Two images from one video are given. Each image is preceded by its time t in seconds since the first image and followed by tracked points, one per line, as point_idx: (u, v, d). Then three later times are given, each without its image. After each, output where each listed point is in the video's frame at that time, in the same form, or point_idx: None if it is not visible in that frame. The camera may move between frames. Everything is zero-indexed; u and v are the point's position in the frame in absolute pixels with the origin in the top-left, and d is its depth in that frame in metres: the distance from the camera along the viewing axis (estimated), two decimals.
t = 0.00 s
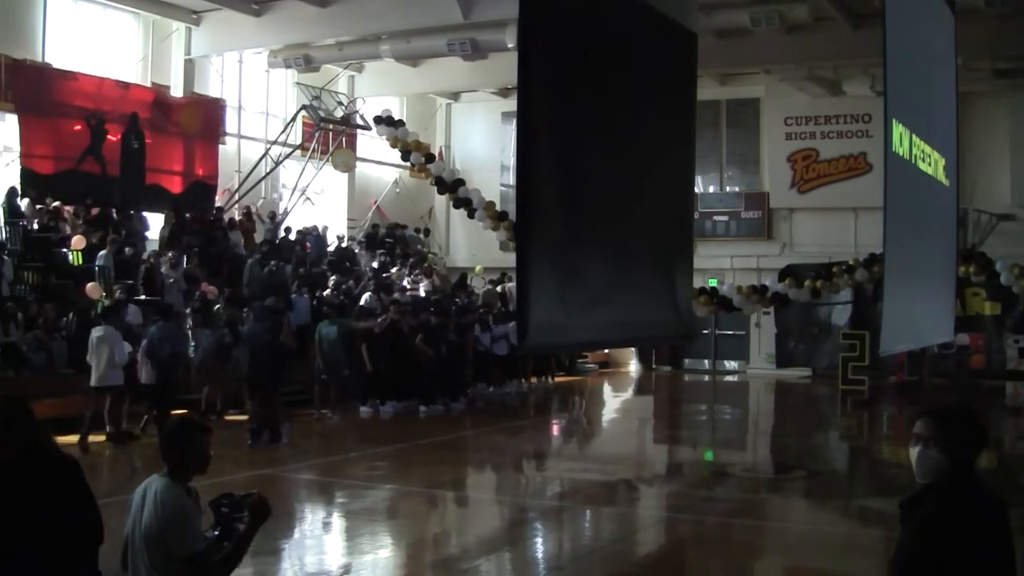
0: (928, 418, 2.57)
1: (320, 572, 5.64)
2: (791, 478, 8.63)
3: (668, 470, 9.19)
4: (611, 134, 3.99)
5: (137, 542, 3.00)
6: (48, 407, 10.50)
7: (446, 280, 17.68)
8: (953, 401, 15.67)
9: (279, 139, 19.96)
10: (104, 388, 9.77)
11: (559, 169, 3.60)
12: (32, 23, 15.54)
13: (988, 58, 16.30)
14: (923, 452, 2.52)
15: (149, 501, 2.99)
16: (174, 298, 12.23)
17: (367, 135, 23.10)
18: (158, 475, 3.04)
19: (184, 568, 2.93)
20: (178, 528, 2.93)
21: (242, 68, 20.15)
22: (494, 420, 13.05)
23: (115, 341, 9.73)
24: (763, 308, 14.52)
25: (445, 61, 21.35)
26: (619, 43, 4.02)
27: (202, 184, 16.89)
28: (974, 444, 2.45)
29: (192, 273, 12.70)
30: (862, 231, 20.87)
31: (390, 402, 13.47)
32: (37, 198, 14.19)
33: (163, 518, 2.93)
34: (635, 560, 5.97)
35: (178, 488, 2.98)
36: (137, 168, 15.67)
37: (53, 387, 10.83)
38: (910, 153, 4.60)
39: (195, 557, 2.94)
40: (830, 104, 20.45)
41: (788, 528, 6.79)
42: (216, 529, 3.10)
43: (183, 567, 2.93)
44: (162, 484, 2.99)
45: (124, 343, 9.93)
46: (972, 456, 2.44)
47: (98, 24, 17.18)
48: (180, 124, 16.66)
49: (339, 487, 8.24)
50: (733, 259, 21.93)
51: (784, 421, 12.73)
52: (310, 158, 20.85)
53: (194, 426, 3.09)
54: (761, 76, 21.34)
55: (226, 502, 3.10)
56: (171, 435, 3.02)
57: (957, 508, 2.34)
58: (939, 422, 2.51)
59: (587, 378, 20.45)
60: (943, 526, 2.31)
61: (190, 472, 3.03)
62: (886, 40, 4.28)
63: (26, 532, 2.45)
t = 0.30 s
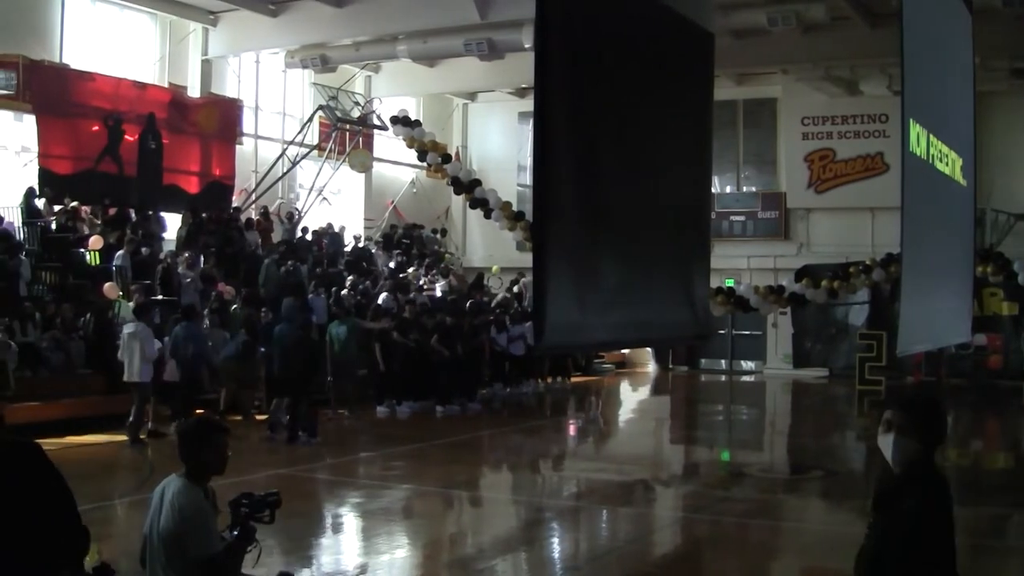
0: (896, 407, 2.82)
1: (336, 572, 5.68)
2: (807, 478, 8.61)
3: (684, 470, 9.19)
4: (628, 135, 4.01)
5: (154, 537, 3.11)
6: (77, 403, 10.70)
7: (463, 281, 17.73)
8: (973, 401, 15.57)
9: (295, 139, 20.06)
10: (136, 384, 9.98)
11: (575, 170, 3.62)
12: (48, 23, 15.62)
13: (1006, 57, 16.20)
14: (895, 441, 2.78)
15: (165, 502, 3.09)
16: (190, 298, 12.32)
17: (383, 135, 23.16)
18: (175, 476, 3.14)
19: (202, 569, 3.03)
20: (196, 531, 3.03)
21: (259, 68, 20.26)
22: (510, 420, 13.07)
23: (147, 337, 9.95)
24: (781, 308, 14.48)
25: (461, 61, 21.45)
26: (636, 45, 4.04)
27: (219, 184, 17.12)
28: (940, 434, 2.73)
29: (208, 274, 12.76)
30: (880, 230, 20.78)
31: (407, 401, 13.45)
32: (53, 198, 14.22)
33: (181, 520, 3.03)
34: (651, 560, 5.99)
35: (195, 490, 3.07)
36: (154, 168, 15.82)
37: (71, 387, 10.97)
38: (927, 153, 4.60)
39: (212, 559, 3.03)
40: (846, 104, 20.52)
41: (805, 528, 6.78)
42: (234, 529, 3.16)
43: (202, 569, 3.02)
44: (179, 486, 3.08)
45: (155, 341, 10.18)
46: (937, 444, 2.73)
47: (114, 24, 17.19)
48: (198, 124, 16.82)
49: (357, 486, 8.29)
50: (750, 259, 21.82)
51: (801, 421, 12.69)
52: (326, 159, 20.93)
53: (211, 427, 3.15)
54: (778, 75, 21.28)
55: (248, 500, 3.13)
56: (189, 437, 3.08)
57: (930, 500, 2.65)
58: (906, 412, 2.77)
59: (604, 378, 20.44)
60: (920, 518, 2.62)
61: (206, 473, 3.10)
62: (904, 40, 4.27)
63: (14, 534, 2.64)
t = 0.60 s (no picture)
0: (869, 396, 2.87)
1: (351, 572, 5.71)
2: (822, 479, 8.60)
3: (699, 471, 9.18)
4: (642, 135, 4.02)
5: (173, 537, 3.11)
6: (90, 404, 10.77)
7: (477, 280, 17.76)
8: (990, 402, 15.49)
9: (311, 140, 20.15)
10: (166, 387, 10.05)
11: (590, 171, 3.64)
12: (64, 23, 15.74)
13: None
14: (871, 432, 2.81)
15: (183, 504, 3.09)
16: (205, 298, 12.50)
17: (398, 136, 23.22)
18: (193, 477, 3.13)
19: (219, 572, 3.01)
20: (213, 532, 3.02)
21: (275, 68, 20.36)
22: (526, 420, 13.11)
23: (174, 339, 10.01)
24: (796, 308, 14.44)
25: (476, 61, 21.53)
26: (650, 45, 4.05)
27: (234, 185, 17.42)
28: (913, 421, 2.78)
29: (223, 273, 12.89)
30: (895, 230, 20.70)
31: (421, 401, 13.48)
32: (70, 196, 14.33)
33: (199, 521, 3.02)
34: (666, 560, 6.01)
35: (211, 492, 3.07)
36: (169, 168, 16.09)
37: (86, 387, 11.09)
38: (942, 153, 4.59)
39: (230, 563, 3.01)
40: (861, 104, 20.46)
41: (819, 529, 6.78)
42: (251, 532, 3.11)
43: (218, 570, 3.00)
44: (197, 488, 3.07)
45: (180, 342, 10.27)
46: (912, 432, 2.78)
47: (131, 24, 17.21)
48: (213, 124, 17.10)
49: (371, 486, 8.33)
50: (765, 259, 21.73)
51: (816, 421, 12.67)
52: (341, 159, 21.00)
53: (229, 427, 3.15)
54: (793, 75, 21.22)
55: (266, 506, 3.12)
56: (208, 437, 3.09)
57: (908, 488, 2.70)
58: (882, 402, 2.82)
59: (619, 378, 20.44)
60: (901, 509, 2.66)
61: (224, 473, 3.10)
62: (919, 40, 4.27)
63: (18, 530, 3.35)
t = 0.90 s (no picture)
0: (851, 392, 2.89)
1: (365, 572, 5.74)
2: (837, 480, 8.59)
3: (713, 471, 9.18)
4: (657, 135, 4.04)
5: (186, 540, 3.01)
6: (104, 403, 10.82)
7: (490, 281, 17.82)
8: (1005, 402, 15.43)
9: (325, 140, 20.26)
10: (187, 380, 10.29)
11: (604, 171, 3.66)
12: (79, 24, 15.87)
13: None
14: (851, 426, 2.83)
15: (195, 505, 2.98)
16: (220, 298, 12.46)
17: (412, 136, 23.29)
18: (205, 477, 3.02)
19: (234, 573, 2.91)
20: (226, 534, 2.91)
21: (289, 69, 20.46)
22: (541, 421, 13.15)
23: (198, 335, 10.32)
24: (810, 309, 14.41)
25: (490, 61, 21.58)
26: (666, 45, 4.07)
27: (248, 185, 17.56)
28: (893, 415, 2.79)
29: (237, 273, 12.98)
30: (910, 231, 20.64)
31: (434, 402, 13.52)
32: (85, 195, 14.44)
33: (212, 522, 2.91)
34: (679, 561, 6.04)
35: (226, 491, 2.96)
36: (183, 168, 16.23)
37: (100, 387, 11.10)
38: (958, 155, 4.59)
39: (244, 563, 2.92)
40: (876, 104, 20.41)
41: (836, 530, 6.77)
42: (264, 531, 3.15)
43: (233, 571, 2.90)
44: (210, 488, 2.96)
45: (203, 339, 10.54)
46: (892, 428, 2.79)
47: (145, 25, 17.26)
48: (228, 124, 17.21)
49: (386, 486, 8.38)
50: (779, 260, 21.65)
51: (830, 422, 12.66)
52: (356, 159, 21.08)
53: (240, 424, 3.05)
54: (808, 75, 21.17)
55: (277, 506, 3.21)
56: (218, 436, 2.99)
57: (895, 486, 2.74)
58: (863, 398, 2.84)
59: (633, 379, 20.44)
60: (888, 502, 2.72)
61: (236, 473, 3.00)
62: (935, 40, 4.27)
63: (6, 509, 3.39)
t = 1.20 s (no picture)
0: (847, 393, 2.97)
1: (378, 572, 5.76)
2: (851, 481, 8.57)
3: (727, 472, 9.17)
4: (670, 135, 4.06)
5: (198, 541, 3.04)
6: (117, 403, 10.89)
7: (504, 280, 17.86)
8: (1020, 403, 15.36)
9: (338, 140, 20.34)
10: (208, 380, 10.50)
11: (618, 171, 3.68)
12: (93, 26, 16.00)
13: None
14: (846, 425, 2.89)
15: (206, 505, 3.00)
16: (234, 298, 12.68)
17: (426, 136, 23.34)
18: (215, 476, 3.05)
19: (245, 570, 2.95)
20: (238, 532, 2.94)
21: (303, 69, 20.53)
22: (555, 420, 13.18)
23: (221, 338, 10.44)
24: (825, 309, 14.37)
25: (503, 61, 21.61)
26: (679, 44, 4.08)
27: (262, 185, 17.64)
28: (885, 414, 2.87)
29: (251, 272, 13.04)
30: (924, 231, 20.56)
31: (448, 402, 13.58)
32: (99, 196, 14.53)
33: (224, 521, 2.94)
34: (693, 561, 6.05)
35: (237, 489, 2.99)
36: (197, 168, 16.33)
37: (114, 386, 11.16)
38: (973, 155, 4.57)
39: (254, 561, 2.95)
40: (891, 103, 20.33)
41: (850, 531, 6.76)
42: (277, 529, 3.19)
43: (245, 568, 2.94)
44: (221, 488, 2.99)
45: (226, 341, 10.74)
46: (886, 427, 2.86)
47: (159, 25, 17.34)
48: (241, 125, 17.29)
49: (399, 486, 8.42)
50: (793, 260, 21.58)
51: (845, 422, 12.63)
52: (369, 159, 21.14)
53: (246, 423, 3.04)
54: (822, 75, 21.10)
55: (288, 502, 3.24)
56: (223, 438, 2.98)
57: (891, 484, 2.80)
58: (859, 398, 2.92)
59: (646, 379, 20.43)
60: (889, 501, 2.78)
61: (243, 472, 3.00)
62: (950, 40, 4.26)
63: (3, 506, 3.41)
